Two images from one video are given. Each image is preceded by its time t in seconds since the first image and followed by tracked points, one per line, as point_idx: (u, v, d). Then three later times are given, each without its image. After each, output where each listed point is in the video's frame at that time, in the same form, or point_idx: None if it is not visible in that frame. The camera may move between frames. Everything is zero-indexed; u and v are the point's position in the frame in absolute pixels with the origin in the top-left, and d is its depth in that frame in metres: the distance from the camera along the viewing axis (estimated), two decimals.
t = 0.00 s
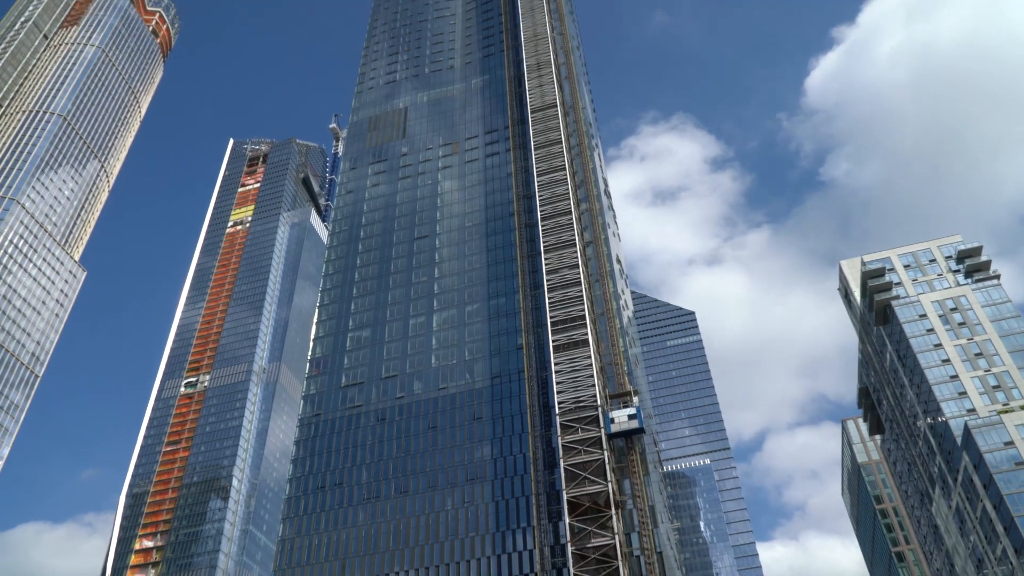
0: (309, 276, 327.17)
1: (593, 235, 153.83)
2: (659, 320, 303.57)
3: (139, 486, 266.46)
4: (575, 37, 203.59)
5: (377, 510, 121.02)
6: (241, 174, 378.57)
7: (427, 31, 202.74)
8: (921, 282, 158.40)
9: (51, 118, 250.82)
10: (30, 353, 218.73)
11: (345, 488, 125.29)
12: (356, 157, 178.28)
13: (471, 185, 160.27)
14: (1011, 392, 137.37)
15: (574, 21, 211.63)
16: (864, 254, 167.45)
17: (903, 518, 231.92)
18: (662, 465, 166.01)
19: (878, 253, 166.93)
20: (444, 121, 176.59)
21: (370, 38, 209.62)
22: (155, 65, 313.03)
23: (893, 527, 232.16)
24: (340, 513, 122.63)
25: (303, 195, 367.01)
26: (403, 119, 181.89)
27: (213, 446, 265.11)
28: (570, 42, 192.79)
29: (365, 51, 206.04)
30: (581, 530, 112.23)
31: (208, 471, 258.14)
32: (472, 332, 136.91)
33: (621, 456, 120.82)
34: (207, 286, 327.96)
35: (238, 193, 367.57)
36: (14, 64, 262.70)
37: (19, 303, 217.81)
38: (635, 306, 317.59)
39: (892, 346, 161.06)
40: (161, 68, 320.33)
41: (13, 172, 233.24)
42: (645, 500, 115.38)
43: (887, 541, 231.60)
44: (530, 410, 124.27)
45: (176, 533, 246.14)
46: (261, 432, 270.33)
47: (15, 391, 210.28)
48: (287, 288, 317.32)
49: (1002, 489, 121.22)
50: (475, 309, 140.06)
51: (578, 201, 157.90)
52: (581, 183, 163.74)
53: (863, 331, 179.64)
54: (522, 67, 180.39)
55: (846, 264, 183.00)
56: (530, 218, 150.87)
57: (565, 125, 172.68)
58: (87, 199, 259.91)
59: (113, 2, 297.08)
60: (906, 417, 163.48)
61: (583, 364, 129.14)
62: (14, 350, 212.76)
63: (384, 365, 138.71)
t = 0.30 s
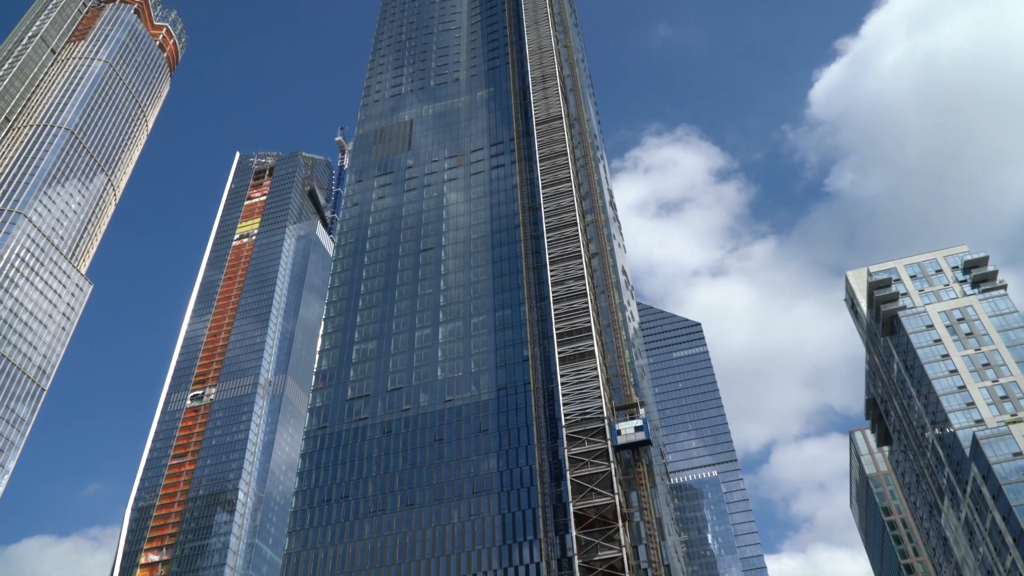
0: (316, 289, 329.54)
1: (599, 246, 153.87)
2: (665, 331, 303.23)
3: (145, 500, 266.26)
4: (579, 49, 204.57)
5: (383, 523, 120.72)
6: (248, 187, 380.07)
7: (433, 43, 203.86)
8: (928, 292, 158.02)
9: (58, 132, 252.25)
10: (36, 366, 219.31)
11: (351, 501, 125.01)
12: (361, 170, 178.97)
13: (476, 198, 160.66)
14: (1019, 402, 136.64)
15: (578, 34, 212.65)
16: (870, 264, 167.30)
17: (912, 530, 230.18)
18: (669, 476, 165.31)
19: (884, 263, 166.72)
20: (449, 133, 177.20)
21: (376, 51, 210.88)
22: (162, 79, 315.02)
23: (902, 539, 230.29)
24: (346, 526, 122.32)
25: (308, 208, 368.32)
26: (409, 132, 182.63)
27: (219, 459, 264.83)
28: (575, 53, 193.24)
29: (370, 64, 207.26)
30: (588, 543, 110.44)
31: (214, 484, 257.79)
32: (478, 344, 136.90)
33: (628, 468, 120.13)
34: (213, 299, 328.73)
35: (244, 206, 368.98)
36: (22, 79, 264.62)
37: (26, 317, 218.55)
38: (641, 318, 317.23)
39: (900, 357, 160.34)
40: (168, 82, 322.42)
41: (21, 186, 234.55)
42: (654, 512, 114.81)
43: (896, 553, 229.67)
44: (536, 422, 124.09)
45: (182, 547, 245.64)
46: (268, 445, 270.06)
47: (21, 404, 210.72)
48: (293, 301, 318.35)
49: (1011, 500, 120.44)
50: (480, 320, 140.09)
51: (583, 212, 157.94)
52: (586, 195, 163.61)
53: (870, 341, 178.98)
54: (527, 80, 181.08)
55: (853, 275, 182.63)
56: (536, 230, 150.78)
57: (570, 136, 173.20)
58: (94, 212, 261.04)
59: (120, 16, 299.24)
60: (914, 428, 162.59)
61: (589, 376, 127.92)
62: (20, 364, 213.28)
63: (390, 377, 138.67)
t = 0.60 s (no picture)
0: (320, 301, 331.40)
1: (603, 257, 153.31)
2: (669, 342, 302.84)
3: (149, 514, 265.76)
4: (583, 62, 205.33)
5: (387, 536, 120.23)
6: (252, 199, 381.19)
7: (437, 56, 204.69)
8: (933, 302, 157.65)
9: (64, 145, 253.49)
10: (41, 379, 219.65)
11: (355, 514, 124.60)
12: (365, 182, 179.40)
13: (480, 210, 160.87)
14: None
15: (582, 46, 213.41)
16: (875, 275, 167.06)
17: (919, 542, 227.86)
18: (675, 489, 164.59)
19: (889, 273, 166.42)
20: (453, 145, 177.70)
21: (380, 64, 211.84)
22: (167, 93, 316.69)
23: (909, 551, 227.87)
24: (351, 539, 121.84)
25: (312, 220, 369.13)
26: (412, 144, 183.21)
27: (223, 472, 264.37)
28: (578, 65, 193.87)
29: (374, 77, 208.23)
30: (593, 556, 110.18)
31: (218, 498, 257.15)
32: (483, 356, 136.78)
33: (633, 480, 118.69)
34: (217, 312, 329.04)
35: (248, 219, 369.88)
36: (27, 93, 266.24)
37: (30, 329, 219.06)
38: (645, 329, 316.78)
39: (906, 367, 159.84)
40: (173, 95, 324.23)
41: (26, 199, 235.45)
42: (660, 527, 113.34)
43: (904, 565, 226.88)
44: (541, 434, 123.81)
45: (186, 560, 244.90)
46: (272, 458, 269.50)
47: (25, 417, 210.91)
48: (297, 313, 318.60)
49: (1019, 511, 119.72)
50: (485, 332, 140.02)
51: (587, 224, 157.80)
52: (590, 206, 163.51)
53: (876, 352, 178.35)
54: (531, 92, 181.73)
55: (857, 285, 182.16)
56: (540, 242, 150.91)
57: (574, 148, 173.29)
58: (99, 225, 261.98)
59: (126, 30, 301.05)
60: (920, 439, 161.78)
61: (593, 388, 127.30)
62: (24, 377, 213.67)
63: (394, 390, 138.46)
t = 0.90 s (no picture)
0: (324, 314, 332.45)
1: (605, 269, 153.35)
2: (672, 353, 302.49)
3: (150, 527, 265.04)
4: (585, 74, 206.12)
5: (390, 549, 119.81)
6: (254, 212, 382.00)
7: (439, 69, 205.39)
8: (936, 312, 157.54)
9: (67, 159, 254.42)
10: (43, 393, 219.57)
11: (358, 527, 124.22)
12: (368, 194, 179.81)
13: (482, 222, 161.15)
14: None
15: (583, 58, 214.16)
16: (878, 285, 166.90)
17: (925, 553, 226.29)
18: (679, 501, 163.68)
19: (892, 283, 166.30)
20: (455, 157, 178.16)
21: (382, 77, 212.65)
22: (170, 106, 317.93)
23: (915, 562, 226.32)
24: (353, 552, 121.39)
25: (315, 233, 369.60)
26: (415, 156, 183.66)
27: (225, 485, 263.66)
28: (579, 78, 194.51)
29: (377, 90, 209.05)
30: (597, 568, 110.00)
31: (220, 511, 256.37)
32: (486, 367, 136.64)
33: (636, 491, 118.64)
34: (219, 324, 329.15)
35: (251, 231, 370.56)
36: (31, 107, 267.53)
37: (32, 342, 219.18)
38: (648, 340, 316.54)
39: (909, 378, 159.37)
40: (176, 108, 325.50)
41: (29, 213, 236.08)
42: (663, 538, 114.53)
43: None
44: (544, 446, 123.33)
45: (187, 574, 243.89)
46: (274, 470, 268.92)
47: (27, 431, 210.75)
48: (300, 325, 318.78)
49: None
50: (488, 344, 139.97)
51: (589, 235, 157.61)
52: (592, 218, 163.48)
53: (880, 363, 178.00)
54: (532, 104, 182.23)
55: (861, 296, 182.26)
56: (542, 254, 150.63)
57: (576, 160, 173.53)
58: (102, 238, 262.46)
59: (129, 44, 302.55)
60: (925, 450, 161.18)
61: (596, 399, 127.68)
62: (26, 390, 213.58)
63: (397, 402, 138.23)
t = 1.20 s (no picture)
0: (325, 325, 333.07)
1: (606, 279, 153.51)
2: (673, 364, 302.33)
3: (150, 540, 264.19)
4: (585, 86, 206.98)
5: (391, 561, 119.36)
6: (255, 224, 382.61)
7: (439, 81, 206.22)
8: (938, 322, 157.53)
9: (69, 171, 255.29)
10: (44, 405, 219.42)
11: (358, 540, 123.75)
12: (368, 206, 180.18)
13: (482, 233, 161.39)
14: None
15: (583, 70, 214.97)
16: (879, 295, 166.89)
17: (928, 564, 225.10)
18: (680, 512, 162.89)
19: (893, 294, 166.41)
20: (456, 169, 178.60)
21: (382, 89, 213.43)
22: (172, 119, 319.18)
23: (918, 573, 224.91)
24: (354, 565, 120.92)
25: (316, 244, 370.01)
26: (415, 168, 184.15)
27: (226, 497, 262.89)
28: (579, 89, 195.15)
29: (377, 102, 209.81)
30: None
31: (221, 524, 255.44)
32: (487, 379, 136.50)
33: (638, 503, 117.86)
34: (220, 337, 329.09)
35: (252, 243, 371.06)
36: (33, 120, 268.64)
37: (33, 355, 219.17)
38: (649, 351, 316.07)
39: (911, 388, 159.13)
40: (178, 121, 326.66)
41: (31, 226, 236.61)
42: (666, 548, 113.61)
43: None
44: (545, 458, 123.32)
45: None
46: (275, 483, 268.29)
47: (27, 444, 210.48)
48: (300, 337, 318.47)
49: None
50: (488, 355, 139.87)
51: (590, 246, 157.73)
52: (593, 229, 163.51)
53: (881, 373, 177.68)
54: (533, 116, 182.78)
55: (863, 307, 182.34)
56: (543, 264, 151.01)
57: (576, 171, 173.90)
58: (103, 251, 262.89)
59: (131, 57, 303.98)
60: (927, 460, 160.78)
61: (598, 410, 125.95)
62: (26, 403, 213.42)
63: (397, 414, 138.03)
